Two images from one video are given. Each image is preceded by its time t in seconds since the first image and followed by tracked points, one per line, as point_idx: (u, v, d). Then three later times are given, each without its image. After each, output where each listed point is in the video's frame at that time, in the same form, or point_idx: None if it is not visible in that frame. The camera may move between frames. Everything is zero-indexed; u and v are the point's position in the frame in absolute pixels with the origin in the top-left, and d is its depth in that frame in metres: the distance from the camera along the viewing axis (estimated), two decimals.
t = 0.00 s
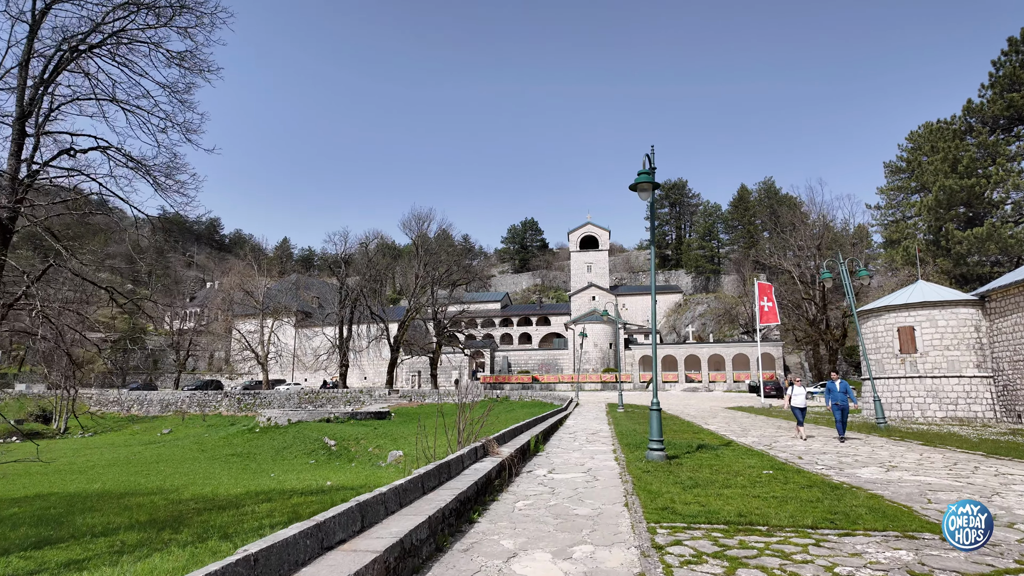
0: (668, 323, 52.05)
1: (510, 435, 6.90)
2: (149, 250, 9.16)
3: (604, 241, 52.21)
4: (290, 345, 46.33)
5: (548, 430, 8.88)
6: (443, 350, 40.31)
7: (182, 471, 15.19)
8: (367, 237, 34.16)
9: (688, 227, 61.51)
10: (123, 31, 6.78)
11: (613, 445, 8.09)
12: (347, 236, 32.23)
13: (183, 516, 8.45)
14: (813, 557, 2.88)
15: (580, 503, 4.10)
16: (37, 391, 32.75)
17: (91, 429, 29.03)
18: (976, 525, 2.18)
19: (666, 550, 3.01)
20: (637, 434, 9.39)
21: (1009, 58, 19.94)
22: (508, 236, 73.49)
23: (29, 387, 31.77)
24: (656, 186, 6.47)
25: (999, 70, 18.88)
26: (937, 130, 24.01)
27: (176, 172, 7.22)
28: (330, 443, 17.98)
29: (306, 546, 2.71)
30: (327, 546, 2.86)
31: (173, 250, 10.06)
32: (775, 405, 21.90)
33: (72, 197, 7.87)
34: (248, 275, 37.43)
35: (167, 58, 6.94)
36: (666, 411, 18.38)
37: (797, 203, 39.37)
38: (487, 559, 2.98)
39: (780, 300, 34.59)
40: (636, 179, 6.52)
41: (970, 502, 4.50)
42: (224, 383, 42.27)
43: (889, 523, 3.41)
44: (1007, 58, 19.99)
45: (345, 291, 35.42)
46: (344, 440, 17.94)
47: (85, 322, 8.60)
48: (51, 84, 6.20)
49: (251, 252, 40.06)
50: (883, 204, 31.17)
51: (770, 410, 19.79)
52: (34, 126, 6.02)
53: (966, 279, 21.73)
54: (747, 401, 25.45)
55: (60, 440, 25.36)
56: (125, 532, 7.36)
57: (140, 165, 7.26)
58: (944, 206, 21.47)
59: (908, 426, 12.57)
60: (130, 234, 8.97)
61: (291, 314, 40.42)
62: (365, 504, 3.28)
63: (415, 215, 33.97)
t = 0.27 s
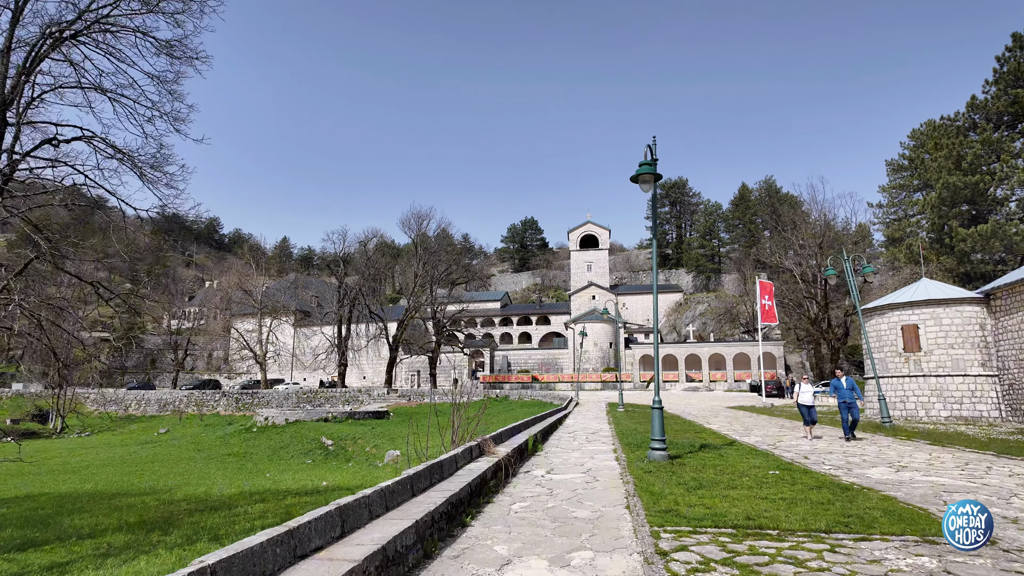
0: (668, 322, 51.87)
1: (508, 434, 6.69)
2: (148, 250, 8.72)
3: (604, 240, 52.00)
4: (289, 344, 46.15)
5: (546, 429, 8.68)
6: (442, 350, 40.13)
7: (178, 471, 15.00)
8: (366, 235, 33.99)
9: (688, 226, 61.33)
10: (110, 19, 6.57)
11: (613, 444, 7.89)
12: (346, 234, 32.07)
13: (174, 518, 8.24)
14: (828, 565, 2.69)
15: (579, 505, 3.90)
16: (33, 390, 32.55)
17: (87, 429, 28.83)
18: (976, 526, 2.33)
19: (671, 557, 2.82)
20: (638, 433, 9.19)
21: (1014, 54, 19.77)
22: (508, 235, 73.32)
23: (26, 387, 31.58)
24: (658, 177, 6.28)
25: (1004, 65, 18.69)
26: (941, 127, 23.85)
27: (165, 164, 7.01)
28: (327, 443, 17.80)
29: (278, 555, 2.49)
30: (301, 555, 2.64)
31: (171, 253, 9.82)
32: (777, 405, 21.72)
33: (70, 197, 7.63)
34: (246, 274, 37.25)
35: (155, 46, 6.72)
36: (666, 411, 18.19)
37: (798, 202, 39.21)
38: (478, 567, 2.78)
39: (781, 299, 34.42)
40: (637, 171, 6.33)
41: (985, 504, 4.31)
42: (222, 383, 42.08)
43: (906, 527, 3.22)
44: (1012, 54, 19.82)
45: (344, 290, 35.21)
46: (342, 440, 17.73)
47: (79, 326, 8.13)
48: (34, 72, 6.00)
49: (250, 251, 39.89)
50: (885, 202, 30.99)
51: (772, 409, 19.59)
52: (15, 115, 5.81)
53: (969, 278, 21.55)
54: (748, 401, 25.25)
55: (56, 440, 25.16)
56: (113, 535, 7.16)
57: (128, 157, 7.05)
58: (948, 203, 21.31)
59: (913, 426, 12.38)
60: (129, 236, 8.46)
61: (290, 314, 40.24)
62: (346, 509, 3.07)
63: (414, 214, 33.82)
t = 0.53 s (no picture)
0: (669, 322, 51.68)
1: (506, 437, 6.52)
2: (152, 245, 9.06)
3: (605, 240, 51.83)
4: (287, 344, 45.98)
5: (546, 431, 8.50)
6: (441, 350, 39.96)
7: (173, 472, 14.82)
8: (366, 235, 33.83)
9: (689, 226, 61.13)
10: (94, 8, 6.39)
11: (613, 447, 7.70)
12: (345, 233, 31.90)
13: (164, 521, 8.08)
14: None
15: (579, 514, 3.71)
16: (30, 390, 32.35)
17: (84, 429, 28.65)
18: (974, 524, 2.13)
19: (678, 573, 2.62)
20: (639, 435, 9.00)
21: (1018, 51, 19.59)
22: (508, 235, 73.10)
23: (23, 387, 31.38)
24: (661, 171, 6.09)
25: (1008, 62, 18.53)
26: (944, 125, 23.69)
27: (153, 157, 6.85)
28: (324, 444, 17.62)
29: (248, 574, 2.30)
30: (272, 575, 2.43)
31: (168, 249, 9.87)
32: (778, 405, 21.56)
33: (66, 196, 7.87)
34: (245, 273, 37.07)
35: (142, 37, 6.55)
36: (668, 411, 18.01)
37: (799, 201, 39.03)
38: None
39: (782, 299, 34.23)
40: (640, 165, 6.14)
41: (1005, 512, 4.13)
42: (221, 383, 41.91)
43: (927, 539, 3.04)
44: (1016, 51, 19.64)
45: (343, 290, 35.05)
46: (339, 441, 17.57)
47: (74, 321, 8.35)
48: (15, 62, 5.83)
49: (249, 250, 39.71)
50: (887, 201, 30.82)
51: (774, 410, 19.41)
52: None
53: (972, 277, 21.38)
54: (749, 401, 25.07)
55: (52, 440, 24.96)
56: (100, 539, 6.99)
57: (114, 151, 6.89)
58: (951, 202, 21.17)
59: (918, 427, 12.20)
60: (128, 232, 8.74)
61: (289, 313, 40.08)
62: (324, 521, 2.87)
63: (414, 213, 33.64)
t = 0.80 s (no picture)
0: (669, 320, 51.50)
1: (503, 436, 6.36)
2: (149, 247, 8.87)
3: (604, 238, 51.63)
4: (286, 342, 45.80)
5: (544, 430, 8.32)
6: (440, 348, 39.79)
7: (167, 471, 14.64)
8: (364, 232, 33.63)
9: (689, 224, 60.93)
10: None
11: (614, 446, 7.52)
12: (344, 231, 31.72)
13: (154, 522, 7.91)
14: None
15: (577, 516, 3.53)
16: (26, 388, 32.15)
17: (81, 428, 28.47)
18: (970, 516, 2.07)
19: None
20: (640, 434, 8.82)
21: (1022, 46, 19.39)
22: (508, 233, 72.87)
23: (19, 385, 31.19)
24: (662, 162, 5.91)
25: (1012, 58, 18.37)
26: (947, 122, 23.51)
27: (139, 149, 6.66)
28: (321, 443, 17.44)
29: None
30: None
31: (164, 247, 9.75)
32: (780, 404, 21.39)
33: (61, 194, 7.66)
34: (243, 271, 36.89)
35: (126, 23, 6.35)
36: (668, 410, 17.83)
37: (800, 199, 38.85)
38: None
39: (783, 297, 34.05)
40: (641, 155, 5.95)
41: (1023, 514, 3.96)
42: (219, 381, 41.72)
43: (947, 544, 2.86)
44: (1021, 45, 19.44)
45: (341, 288, 34.86)
46: (336, 440, 17.38)
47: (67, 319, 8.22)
48: None
49: (247, 248, 39.52)
50: (889, 198, 30.64)
51: (775, 409, 19.23)
52: None
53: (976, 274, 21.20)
54: (750, 400, 24.91)
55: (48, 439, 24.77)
56: (87, 541, 6.81)
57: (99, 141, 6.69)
58: (954, 198, 21.01)
59: (922, 426, 12.02)
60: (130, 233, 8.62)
61: (287, 312, 39.87)
62: (298, 527, 2.67)
63: (413, 211, 33.46)
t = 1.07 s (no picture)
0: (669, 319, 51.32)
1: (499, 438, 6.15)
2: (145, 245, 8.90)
3: (604, 237, 51.44)
4: (284, 342, 45.62)
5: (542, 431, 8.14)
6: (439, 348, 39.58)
7: (162, 472, 14.47)
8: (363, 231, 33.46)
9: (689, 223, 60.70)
10: None
11: (613, 447, 7.32)
12: (342, 230, 31.50)
13: (143, 526, 7.74)
14: None
15: (575, 524, 3.35)
16: (23, 389, 31.94)
17: (78, 428, 28.29)
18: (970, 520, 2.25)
19: None
20: (640, 435, 8.62)
21: None
22: (507, 232, 72.64)
23: (16, 385, 30.97)
24: (664, 154, 5.73)
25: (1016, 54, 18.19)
26: (950, 119, 23.32)
27: (122, 142, 6.46)
28: (317, 443, 17.26)
29: None
30: None
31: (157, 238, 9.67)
32: (781, 404, 21.20)
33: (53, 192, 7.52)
34: (241, 270, 36.69)
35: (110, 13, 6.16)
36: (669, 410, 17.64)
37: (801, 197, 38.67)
38: None
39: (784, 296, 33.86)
40: (641, 147, 5.76)
41: None
42: (217, 381, 41.53)
43: (971, 557, 2.68)
44: None
45: (340, 287, 34.67)
46: (333, 440, 17.20)
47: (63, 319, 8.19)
48: None
49: (245, 247, 39.30)
50: (891, 196, 30.43)
51: (777, 408, 19.05)
52: None
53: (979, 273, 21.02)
54: (751, 400, 24.74)
55: (44, 439, 24.60)
56: (71, 546, 6.62)
57: (80, 134, 6.50)
58: (958, 196, 20.86)
59: (927, 426, 11.83)
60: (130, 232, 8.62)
61: (286, 311, 39.71)
62: (265, 541, 2.47)
63: (411, 209, 33.27)
